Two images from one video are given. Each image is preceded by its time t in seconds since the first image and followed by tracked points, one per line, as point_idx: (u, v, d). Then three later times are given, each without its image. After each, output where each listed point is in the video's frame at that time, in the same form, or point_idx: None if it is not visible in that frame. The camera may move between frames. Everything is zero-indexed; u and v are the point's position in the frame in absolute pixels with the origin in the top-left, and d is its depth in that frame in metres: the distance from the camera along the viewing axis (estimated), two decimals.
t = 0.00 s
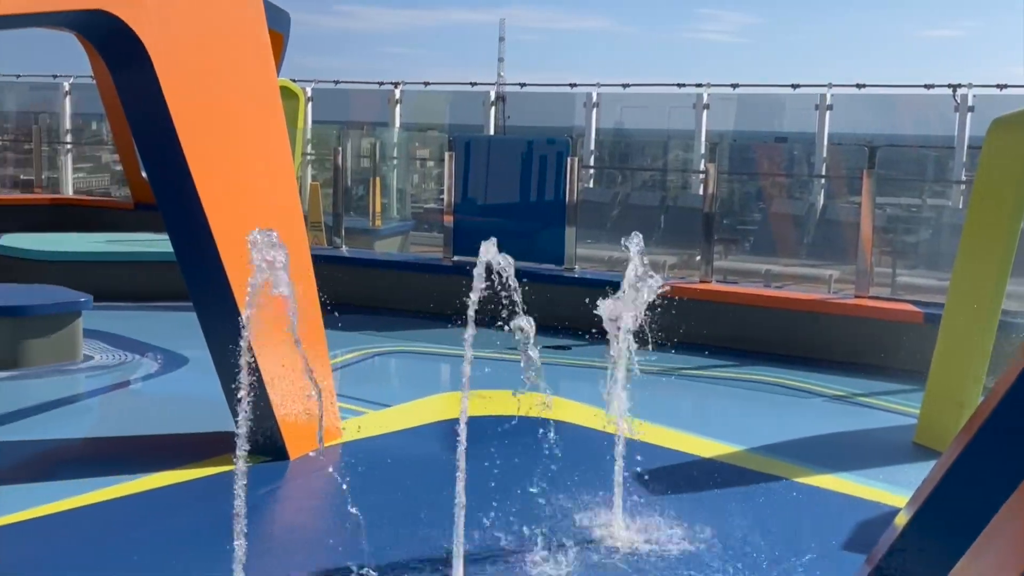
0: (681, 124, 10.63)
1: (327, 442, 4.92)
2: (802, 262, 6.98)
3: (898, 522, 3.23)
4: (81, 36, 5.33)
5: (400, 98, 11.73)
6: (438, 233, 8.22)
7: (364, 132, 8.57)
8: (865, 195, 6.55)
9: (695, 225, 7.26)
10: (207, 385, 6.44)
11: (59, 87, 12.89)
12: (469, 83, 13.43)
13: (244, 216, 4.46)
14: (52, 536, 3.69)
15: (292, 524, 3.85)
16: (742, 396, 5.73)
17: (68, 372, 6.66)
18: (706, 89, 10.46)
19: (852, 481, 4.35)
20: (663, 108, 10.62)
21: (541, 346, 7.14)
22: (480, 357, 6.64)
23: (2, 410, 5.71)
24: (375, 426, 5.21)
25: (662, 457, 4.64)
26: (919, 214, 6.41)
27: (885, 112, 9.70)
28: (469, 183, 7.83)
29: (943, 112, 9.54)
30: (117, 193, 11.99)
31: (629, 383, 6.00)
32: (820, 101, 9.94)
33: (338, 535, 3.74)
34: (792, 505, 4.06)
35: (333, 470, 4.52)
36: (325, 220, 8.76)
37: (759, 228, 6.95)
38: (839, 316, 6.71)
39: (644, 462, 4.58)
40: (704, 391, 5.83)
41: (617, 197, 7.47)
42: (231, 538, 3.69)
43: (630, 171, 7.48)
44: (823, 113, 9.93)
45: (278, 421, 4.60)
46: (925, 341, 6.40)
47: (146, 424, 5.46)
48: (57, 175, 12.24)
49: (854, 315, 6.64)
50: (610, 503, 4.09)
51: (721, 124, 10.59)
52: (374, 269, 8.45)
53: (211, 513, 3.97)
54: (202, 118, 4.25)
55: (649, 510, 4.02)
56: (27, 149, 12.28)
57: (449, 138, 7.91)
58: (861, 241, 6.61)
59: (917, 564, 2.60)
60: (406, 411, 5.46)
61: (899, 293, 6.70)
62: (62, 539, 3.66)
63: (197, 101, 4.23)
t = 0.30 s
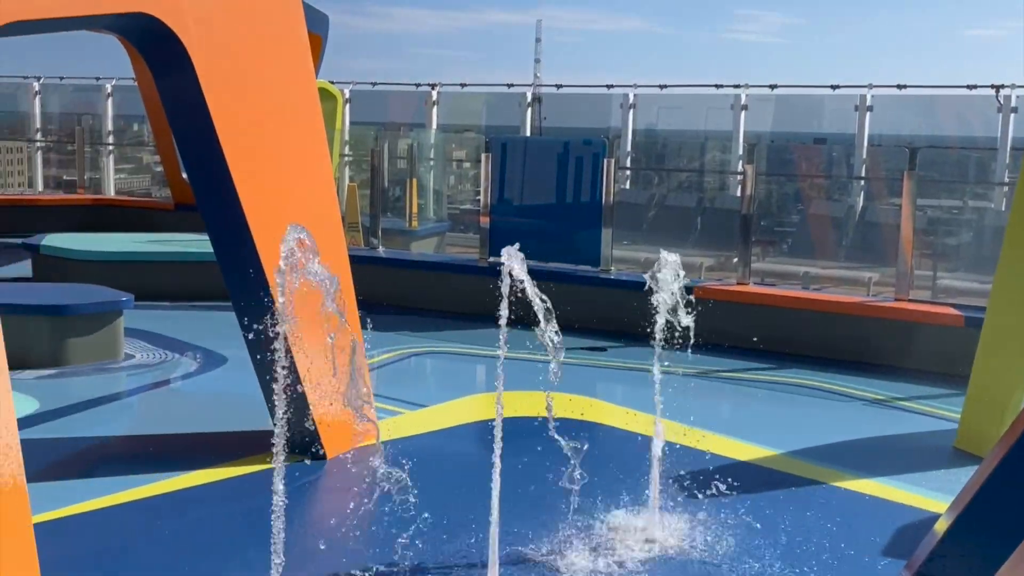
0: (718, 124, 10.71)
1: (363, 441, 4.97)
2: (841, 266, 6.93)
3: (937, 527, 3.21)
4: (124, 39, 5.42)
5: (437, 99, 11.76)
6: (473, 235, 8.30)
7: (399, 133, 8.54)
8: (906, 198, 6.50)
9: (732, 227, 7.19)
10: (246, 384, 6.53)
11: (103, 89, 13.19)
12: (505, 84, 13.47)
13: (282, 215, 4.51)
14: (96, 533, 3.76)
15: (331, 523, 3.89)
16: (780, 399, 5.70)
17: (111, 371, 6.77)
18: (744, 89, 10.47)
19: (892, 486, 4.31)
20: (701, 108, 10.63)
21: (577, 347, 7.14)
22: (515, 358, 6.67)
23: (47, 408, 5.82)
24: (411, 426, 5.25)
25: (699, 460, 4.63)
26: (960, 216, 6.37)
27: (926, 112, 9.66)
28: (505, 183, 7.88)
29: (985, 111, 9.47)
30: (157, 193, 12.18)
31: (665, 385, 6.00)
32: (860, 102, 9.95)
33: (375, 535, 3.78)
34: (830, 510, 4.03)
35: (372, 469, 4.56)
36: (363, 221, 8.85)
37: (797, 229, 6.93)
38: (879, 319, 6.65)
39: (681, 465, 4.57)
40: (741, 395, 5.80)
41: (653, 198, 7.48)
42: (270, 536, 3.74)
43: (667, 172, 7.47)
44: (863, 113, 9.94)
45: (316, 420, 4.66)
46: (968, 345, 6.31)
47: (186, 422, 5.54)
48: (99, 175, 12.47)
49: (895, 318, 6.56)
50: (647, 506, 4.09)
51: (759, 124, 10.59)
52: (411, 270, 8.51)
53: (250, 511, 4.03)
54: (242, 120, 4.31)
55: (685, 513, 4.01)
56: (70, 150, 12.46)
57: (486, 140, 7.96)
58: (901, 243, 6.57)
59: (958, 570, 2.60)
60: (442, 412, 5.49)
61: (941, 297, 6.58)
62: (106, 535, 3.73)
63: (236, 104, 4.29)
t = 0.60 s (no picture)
0: (756, 127, 10.62)
1: (400, 443, 5.00)
2: (881, 269, 6.85)
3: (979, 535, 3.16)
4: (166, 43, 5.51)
5: (473, 102, 11.79)
6: (509, 237, 8.32)
7: (437, 136, 8.64)
8: (947, 202, 6.46)
9: (770, 230, 7.14)
10: (284, 384, 6.60)
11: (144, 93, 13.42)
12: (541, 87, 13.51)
13: (321, 216, 4.56)
14: (137, 530, 3.83)
15: (369, 524, 3.93)
16: (818, 404, 5.65)
17: (152, 371, 6.88)
18: (782, 91, 10.37)
19: (932, 492, 4.26)
20: (739, 111, 10.60)
21: (612, 350, 7.13)
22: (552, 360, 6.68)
23: (91, 407, 5.93)
24: (447, 428, 5.27)
25: (735, 465, 4.60)
26: (1003, 219, 6.31)
27: (969, 115, 9.56)
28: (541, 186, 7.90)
29: None
30: (196, 195, 12.37)
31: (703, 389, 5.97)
32: (900, 104, 9.93)
33: (411, 536, 3.81)
34: (869, 516, 3.99)
35: (408, 471, 4.59)
36: (399, 224, 8.90)
37: (836, 232, 6.86)
38: (920, 324, 6.57)
39: (718, 469, 4.55)
40: (779, 399, 5.75)
41: (690, 201, 7.45)
42: (309, 536, 3.79)
43: (705, 174, 7.46)
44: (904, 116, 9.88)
45: (353, 421, 4.69)
46: (1011, 350, 6.22)
47: (225, 423, 5.61)
48: (141, 178, 12.71)
49: (936, 323, 6.48)
50: (683, 511, 4.08)
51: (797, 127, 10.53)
52: (446, 272, 8.55)
53: (288, 511, 4.07)
54: (281, 121, 4.36)
55: (721, 518, 4.00)
56: (112, 152, 12.70)
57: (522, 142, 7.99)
58: (943, 246, 6.48)
59: None
60: (477, 415, 5.52)
61: (983, 301, 6.51)
62: (146, 533, 3.79)
63: (275, 105, 4.34)
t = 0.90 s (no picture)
0: (795, 129, 10.54)
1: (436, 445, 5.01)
2: (922, 273, 6.79)
3: None
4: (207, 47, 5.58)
5: (509, 105, 11.80)
6: (547, 240, 8.30)
7: (473, 138, 8.61)
8: (991, 203, 6.38)
9: (808, 233, 7.10)
10: (321, 386, 6.66)
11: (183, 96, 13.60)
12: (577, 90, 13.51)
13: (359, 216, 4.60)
14: (178, 529, 3.88)
15: (407, 525, 3.96)
16: (857, 409, 5.60)
17: (191, 371, 6.98)
18: (823, 93, 10.30)
19: (975, 500, 4.19)
20: (777, 112, 10.54)
21: (649, 353, 7.11)
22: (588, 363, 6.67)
23: (131, 406, 6.03)
24: (483, 430, 5.30)
25: (775, 471, 4.56)
26: None
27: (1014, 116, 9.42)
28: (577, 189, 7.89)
29: None
30: (234, 198, 12.50)
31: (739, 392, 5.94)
32: (942, 106, 9.77)
33: (449, 539, 3.82)
34: (910, 523, 3.94)
35: (447, 472, 4.62)
36: (435, 226, 8.93)
37: (876, 235, 6.83)
38: (962, 329, 6.48)
39: (757, 474, 4.52)
40: (818, 404, 5.70)
41: (727, 203, 7.39)
42: (347, 536, 3.81)
43: (742, 176, 7.38)
44: (946, 117, 9.75)
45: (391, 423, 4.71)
46: None
47: (263, 423, 5.67)
48: (180, 180, 12.86)
49: (979, 327, 6.39)
50: (722, 517, 4.04)
51: (837, 129, 10.44)
52: (482, 274, 8.58)
53: (326, 511, 4.11)
54: (318, 120, 4.40)
55: (761, 524, 3.97)
56: (152, 155, 12.88)
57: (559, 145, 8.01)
58: (986, 250, 6.43)
59: None
60: (512, 417, 5.53)
61: None
62: (187, 532, 3.84)
63: (313, 103, 4.39)
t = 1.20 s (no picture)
0: (833, 132, 10.46)
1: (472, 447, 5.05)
2: (963, 278, 6.76)
3: None
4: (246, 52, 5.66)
5: (545, 108, 11.81)
6: (582, 242, 8.29)
7: (507, 141, 8.61)
8: None
9: (847, 237, 7.09)
10: (357, 388, 6.71)
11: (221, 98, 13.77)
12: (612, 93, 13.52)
13: (397, 220, 4.66)
14: (216, 528, 3.95)
15: (442, 527, 3.99)
16: (896, 415, 5.55)
17: (229, 373, 7.07)
18: (861, 96, 10.22)
19: (1015, 507, 4.14)
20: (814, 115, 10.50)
21: (683, 357, 7.09)
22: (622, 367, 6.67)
23: (169, 406, 6.13)
24: (518, 433, 5.32)
25: (812, 477, 4.53)
26: None
27: None
28: (613, 193, 7.89)
29: None
30: (271, 201, 12.65)
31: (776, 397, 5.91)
32: (984, 109, 9.64)
33: (484, 540, 3.85)
34: (948, 530, 3.90)
35: (481, 474, 4.66)
36: (471, 229, 8.95)
37: (915, 239, 6.81)
38: (1003, 334, 6.41)
39: (793, 480, 4.50)
40: (856, 409, 5.65)
41: (764, 207, 7.35)
42: (382, 538, 3.85)
43: (778, 179, 7.32)
44: (987, 120, 9.62)
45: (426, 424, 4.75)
46: None
47: (300, 425, 5.74)
48: (218, 183, 12.99)
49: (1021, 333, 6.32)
50: (759, 523, 4.03)
51: (875, 132, 10.35)
52: (516, 277, 8.61)
53: (362, 512, 4.15)
54: (356, 126, 4.45)
55: (799, 530, 3.95)
56: (191, 158, 13.02)
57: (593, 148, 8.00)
58: None
59: None
60: (547, 420, 5.55)
61: None
62: (225, 532, 3.91)
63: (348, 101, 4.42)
